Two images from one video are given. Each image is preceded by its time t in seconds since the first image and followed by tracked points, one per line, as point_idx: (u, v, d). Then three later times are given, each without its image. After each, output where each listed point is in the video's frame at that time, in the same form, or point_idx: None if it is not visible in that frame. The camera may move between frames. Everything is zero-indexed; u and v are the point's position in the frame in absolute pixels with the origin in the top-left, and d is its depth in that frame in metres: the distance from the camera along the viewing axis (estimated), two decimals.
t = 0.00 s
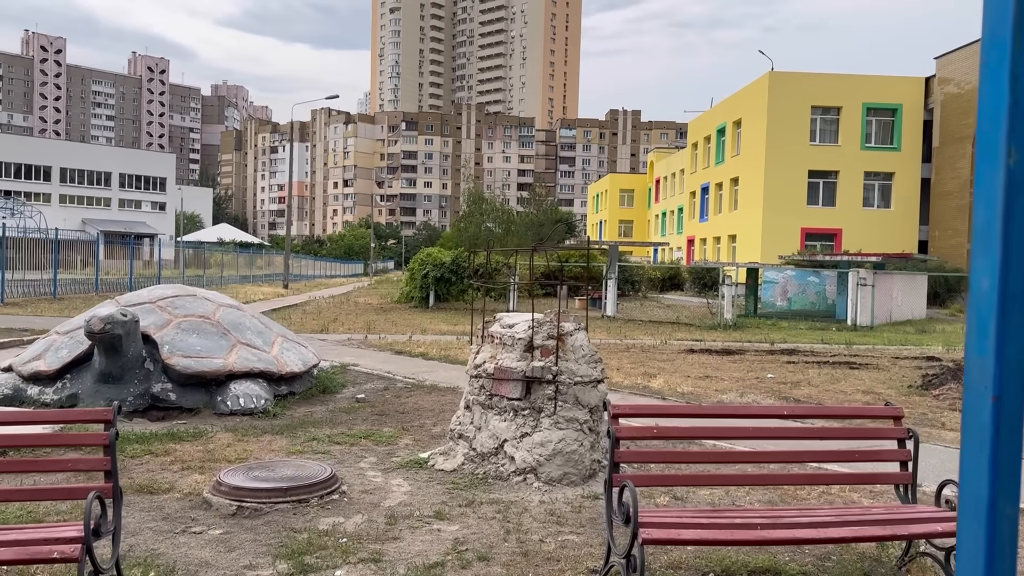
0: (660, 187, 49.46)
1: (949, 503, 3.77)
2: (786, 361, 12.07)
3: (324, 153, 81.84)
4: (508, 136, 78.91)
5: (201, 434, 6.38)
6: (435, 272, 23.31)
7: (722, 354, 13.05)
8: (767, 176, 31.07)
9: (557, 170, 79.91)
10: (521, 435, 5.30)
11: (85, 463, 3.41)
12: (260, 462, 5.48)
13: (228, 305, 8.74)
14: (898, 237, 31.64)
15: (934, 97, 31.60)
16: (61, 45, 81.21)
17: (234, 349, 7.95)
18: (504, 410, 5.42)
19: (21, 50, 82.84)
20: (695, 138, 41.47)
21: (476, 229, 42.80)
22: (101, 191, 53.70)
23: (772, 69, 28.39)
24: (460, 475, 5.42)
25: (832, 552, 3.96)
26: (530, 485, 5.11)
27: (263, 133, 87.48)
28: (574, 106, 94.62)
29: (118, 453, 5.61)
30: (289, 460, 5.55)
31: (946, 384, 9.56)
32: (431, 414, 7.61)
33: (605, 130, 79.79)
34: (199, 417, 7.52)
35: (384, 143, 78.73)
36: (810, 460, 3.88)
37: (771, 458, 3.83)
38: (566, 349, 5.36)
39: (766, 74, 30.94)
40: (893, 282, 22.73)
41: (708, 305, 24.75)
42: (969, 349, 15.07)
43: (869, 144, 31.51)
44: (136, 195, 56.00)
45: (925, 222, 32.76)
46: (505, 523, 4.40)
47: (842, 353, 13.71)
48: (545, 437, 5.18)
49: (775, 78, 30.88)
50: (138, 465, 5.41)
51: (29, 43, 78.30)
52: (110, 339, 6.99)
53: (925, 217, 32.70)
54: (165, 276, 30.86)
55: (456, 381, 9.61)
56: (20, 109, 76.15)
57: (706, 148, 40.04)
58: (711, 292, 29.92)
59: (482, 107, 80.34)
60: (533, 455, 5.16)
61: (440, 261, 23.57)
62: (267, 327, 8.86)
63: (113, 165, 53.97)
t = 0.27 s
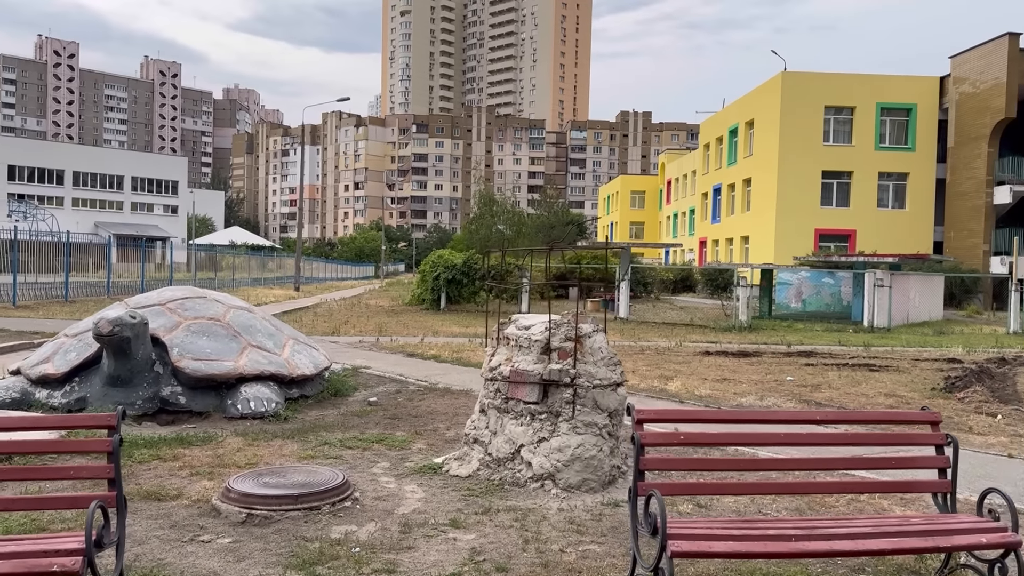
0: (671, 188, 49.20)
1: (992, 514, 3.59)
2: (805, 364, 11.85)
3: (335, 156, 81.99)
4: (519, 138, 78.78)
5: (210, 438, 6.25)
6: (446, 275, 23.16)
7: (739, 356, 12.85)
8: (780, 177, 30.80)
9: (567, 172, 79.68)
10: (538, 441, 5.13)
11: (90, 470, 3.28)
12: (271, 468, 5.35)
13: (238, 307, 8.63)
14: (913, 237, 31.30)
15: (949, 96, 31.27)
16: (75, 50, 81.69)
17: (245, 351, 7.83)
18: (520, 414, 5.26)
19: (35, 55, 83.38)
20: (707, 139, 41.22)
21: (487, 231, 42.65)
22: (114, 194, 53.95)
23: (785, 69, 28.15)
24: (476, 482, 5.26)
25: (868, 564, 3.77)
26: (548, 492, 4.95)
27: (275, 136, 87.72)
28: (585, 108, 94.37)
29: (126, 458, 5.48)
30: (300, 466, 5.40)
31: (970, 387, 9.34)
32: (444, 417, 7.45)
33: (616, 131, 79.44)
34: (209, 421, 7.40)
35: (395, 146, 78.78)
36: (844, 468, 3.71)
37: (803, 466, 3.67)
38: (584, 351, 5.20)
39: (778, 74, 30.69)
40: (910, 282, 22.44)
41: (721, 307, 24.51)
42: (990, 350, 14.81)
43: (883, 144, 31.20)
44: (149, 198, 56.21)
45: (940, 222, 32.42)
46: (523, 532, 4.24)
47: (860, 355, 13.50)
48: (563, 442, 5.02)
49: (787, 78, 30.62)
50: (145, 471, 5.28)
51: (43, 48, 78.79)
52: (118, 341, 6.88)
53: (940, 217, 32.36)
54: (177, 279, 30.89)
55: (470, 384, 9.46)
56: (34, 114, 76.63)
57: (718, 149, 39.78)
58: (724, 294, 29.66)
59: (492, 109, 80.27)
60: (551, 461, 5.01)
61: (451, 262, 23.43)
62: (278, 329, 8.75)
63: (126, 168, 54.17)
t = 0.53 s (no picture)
0: (683, 190, 48.91)
1: None
2: (825, 368, 11.59)
3: (346, 159, 82.08)
4: (529, 140, 78.58)
5: (220, 446, 6.10)
6: (458, 277, 22.97)
7: (757, 360, 12.62)
8: (793, 178, 30.49)
9: (578, 174, 79.32)
10: (558, 450, 4.96)
11: (92, 483, 3.12)
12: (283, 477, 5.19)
13: (249, 310, 8.49)
14: (929, 239, 30.85)
15: (965, 97, 30.87)
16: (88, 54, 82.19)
17: (256, 356, 7.69)
18: (540, 423, 5.10)
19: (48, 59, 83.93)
20: (719, 141, 40.94)
21: (498, 233, 42.48)
22: (127, 198, 54.17)
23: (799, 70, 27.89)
24: (493, 492, 5.07)
25: None
26: (569, 504, 4.76)
27: (286, 140, 87.91)
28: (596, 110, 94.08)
29: (134, 467, 5.33)
30: (313, 475, 5.25)
31: (998, 392, 9.05)
32: (459, 423, 7.26)
33: (626, 134, 79.11)
34: (220, 427, 7.25)
35: (405, 149, 78.76)
36: (887, 481, 3.52)
37: (842, 481, 3.49)
38: (606, 357, 5.03)
39: (792, 75, 30.38)
40: (927, 285, 22.06)
41: (735, 310, 24.23)
42: (1015, 354, 14.47)
43: (898, 145, 30.85)
44: (161, 201, 56.39)
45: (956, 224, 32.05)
46: (544, 547, 4.08)
47: (879, 358, 13.30)
48: (584, 452, 4.84)
49: (801, 78, 30.30)
50: (153, 480, 5.13)
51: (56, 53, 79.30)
52: (128, 346, 6.75)
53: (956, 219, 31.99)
54: (189, 282, 30.86)
55: (484, 389, 9.27)
56: (48, 117, 77.11)
57: (730, 151, 39.49)
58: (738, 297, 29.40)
59: (503, 111, 80.15)
60: (572, 471, 4.82)
61: (463, 265, 23.19)
62: (290, 333, 8.60)
63: (139, 172, 54.42)
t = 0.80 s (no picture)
0: (695, 193, 48.67)
1: None
2: (844, 373, 11.36)
3: (357, 162, 82.18)
4: (540, 143, 78.41)
5: (229, 453, 5.97)
6: (470, 280, 22.83)
7: (773, 365, 12.41)
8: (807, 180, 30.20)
9: (588, 176, 79.05)
10: (576, 460, 4.80)
11: (93, 499, 3.00)
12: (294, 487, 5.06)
13: (259, 314, 8.37)
14: (945, 241, 30.50)
15: (981, 97, 30.53)
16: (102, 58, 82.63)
17: (267, 361, 7.57)
18: (557, 431, 4.95)
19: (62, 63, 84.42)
20: (731, 142, 40.69)
21: (509, 235, 42.35)
22: (139, 201, 54.35)
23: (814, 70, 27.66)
24: (509, 502, 4.93)
25: None
26: (588, 516, 4.60)
27: (298, 143, 88.10)
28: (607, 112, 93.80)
29: (141, 475, 5.20)
30: (324, 485, 5.11)
31: None
32: (473, 430, 7.10)
33: (637, 136, 78.80)
34: (229, 434, 7.14)
35: (416, 152, 78.74)
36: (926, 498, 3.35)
37: (878, 496, 3.32)
38: (626, 364, 4.86)
39: (805, 76, 30.09)
40: (945, 287, 21.74)
41: (749, 313, 23.97)
42: None
43: (913, 146, 30.52)
44: (173, 204, 56.56)
45: (972, 226, 31.69)
46: (563, 562, 3.92)
47: (899, 363, 13.05)
48: (603, 462, 4.68)
49: (814, 80, 30.02)
50: (161, 489, 5.00)
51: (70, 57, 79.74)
52: (136, 351, 6.64)
53: (972, 221, 31.63)
54: (200, 285, 30.81)
55: (497, 394, 9.11)
56: (61, 121, 77.55)
57: (743, 153, 39.23)
58: (752, 299, 29.14)
59: (513, 114, 80.03)
60: (591, 482, 4.66)
61: (475, 268, 23.02)
62: (301, 337, 8.48)
63: (151, 175, 54.62)
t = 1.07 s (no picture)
0: (708, 194, 48.36)
1: None
2: (863, 377, 11.13)
3: (369, 164, 82.35)
4: (551, 145, 78.24)
5: (235, 458, 5.83)
6: (481, 282, 22.67)
7: (788, 368, 12.17)
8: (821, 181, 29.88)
9: (600, 178, 78.76)
10: (592, 466, 4.62)
11: (89, 508, 2.85)
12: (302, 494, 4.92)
13: (269, 316, 8.25)
14: (962, 243, 30.09)
15: (998, 97, 30.14)
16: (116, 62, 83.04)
17: (275, 362, 7.44)
18: (572, 436, 4.78)
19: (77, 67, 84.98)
20: (745, 143, 40.39)
21: (521, 237, 42.19)
22: (153, 203, 54.52)
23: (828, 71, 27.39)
24: (523, 510, 4.76)
25: None
26: (604, 525, 4.42)
27: (311, 146, 88.25)
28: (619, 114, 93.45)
29: (145, 481, 5.06)
30: (331, 491, 4.94)
31: None
32: (485, 434, 6.92)
33: (649, 138, 78.34)
34: (236, 437, 6.99)
35: (428, 154, 78.67)
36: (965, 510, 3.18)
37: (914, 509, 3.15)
38: (643, 366, 4.70)
39: (820, 76, 29.79)
40: (963, 289, 21.40)
41: (763, 315, 23.69)
42: None
43: (930, 147, 30.16)
44: (186, 207, 56.67)
45: (990, 227, 31.27)
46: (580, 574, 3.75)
47: (919, 366, 12.81)
48: (620, 468, 4.50)
49: (829, 80, 29.71)
50: (164, 495, 4.85)
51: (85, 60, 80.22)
52: (141, 353, 6.52)
53: (990, 222, 31.22)
54: (212, 286, 30.76)
55: (509, 397, 8.94)
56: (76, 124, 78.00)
57: (756, 154, 38.93)
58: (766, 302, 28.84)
59: (525, 116, 79.91)
60: (607, 490, 4.49)
61: (486, 269, 22.87)
62: (310, 339, 8.36)
63: (164, 177, 54.79)
